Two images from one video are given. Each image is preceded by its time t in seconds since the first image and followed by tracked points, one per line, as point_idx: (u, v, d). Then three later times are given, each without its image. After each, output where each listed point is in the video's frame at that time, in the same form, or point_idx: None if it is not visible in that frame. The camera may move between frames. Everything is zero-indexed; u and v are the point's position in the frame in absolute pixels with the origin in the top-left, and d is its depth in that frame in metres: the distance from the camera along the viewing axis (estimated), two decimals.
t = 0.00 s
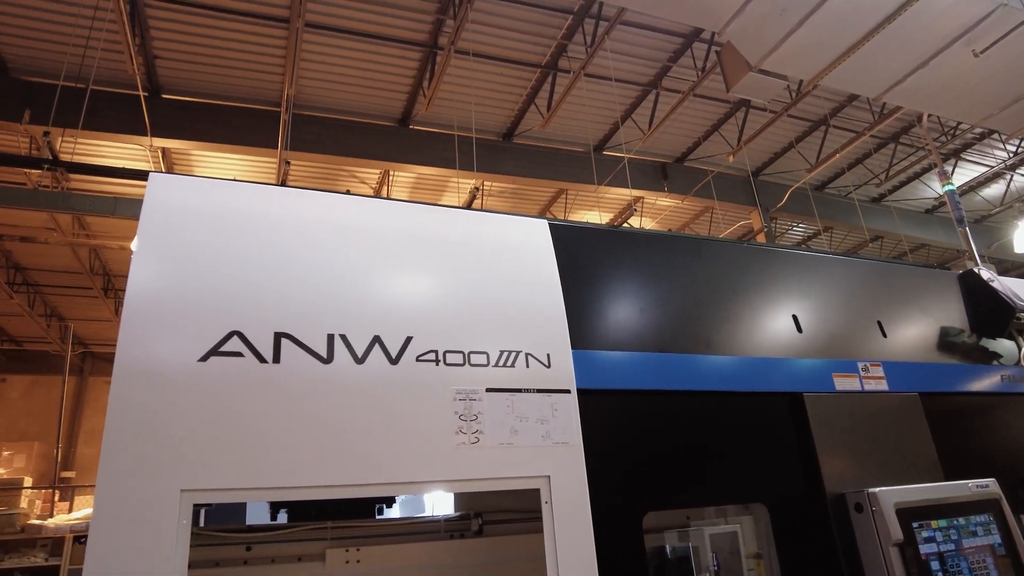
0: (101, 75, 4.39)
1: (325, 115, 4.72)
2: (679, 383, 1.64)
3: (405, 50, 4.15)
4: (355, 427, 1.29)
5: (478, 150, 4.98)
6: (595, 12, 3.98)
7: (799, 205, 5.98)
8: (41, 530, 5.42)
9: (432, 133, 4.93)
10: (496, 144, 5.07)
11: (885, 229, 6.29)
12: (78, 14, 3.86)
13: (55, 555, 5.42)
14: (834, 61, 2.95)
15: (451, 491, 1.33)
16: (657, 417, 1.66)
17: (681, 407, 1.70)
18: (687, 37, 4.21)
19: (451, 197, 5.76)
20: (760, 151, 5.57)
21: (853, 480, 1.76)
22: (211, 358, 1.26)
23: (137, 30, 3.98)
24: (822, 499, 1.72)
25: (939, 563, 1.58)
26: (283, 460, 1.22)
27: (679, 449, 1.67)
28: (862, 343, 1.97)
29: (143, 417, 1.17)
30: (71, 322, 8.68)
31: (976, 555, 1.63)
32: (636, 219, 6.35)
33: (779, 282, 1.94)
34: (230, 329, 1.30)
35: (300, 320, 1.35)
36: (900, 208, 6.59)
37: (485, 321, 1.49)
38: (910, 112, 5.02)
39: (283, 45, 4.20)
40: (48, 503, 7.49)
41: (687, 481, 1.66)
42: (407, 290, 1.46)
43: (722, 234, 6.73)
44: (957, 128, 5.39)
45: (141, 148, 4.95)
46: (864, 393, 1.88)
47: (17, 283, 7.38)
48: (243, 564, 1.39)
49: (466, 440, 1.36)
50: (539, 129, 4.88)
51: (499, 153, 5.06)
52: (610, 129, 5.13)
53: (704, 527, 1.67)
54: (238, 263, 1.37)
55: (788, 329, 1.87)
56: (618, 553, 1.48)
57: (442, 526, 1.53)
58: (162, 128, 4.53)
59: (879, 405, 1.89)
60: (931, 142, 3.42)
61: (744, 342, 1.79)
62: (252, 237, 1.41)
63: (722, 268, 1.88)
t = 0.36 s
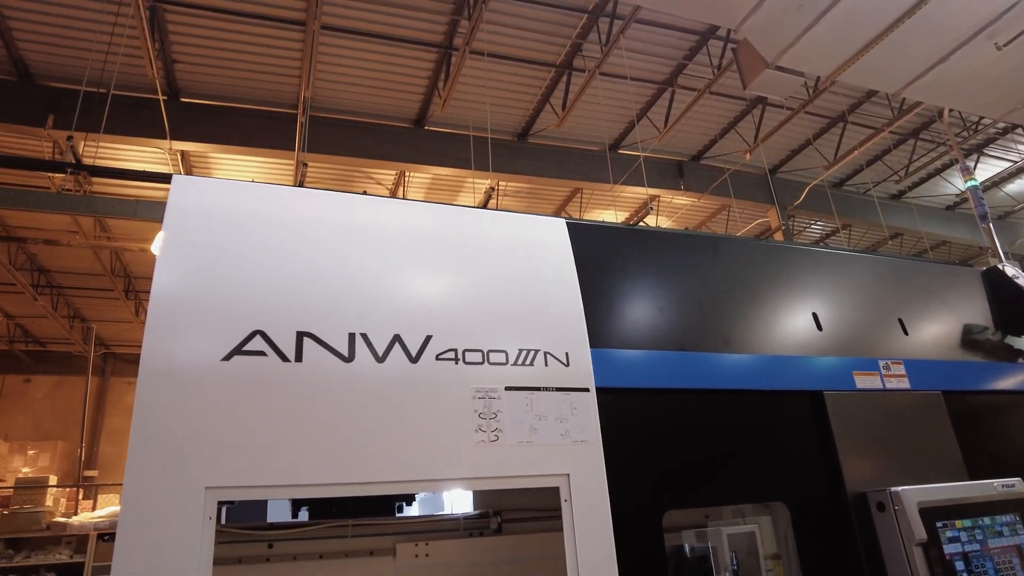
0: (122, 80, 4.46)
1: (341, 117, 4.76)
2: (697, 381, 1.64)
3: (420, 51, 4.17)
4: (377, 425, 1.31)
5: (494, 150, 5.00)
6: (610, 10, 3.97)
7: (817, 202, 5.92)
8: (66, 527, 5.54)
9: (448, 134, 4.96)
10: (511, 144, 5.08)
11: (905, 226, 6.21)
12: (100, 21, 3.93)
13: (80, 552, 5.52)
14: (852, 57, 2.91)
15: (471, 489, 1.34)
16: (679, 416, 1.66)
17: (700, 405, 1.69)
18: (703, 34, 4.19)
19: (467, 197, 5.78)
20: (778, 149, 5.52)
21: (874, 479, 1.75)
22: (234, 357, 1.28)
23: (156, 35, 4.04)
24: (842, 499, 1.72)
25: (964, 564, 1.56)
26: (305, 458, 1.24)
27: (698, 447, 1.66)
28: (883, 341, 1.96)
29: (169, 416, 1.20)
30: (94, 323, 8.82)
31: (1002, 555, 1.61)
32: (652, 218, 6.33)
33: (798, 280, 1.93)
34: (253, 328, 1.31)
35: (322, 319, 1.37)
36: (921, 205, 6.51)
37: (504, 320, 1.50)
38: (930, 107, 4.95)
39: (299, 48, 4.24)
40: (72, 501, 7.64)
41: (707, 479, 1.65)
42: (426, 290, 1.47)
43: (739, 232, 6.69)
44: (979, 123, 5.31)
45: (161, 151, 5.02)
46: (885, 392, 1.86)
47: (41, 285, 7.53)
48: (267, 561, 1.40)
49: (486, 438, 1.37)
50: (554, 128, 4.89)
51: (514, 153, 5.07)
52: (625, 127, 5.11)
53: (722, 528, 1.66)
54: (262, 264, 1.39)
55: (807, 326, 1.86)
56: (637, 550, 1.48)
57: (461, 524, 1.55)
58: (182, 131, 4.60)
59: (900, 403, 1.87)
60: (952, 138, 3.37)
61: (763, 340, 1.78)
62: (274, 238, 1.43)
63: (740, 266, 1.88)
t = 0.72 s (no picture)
0: (136, 82, 4.51)
1: (353, 117, 4.79)
2: (711, 377, 1.63)
3: (431, 50, 4.18)
4: (390, 420, 1.31)
5: (505, 149, 5.00)
6: (621, 8, 3.96)
7: (830, 199, 5.87)
8: (83, 524, 5.61)
9: (459, 133, 4.97)
10: (522, 143, 5.08)
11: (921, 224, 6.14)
12: (115, 24, 3.97)
13: (97, 549, 5.59)
14: (867, 51, 2.88)
15: (483, 485, 1.34)
16: (692, 414, 1.65)
17: (714, 402, 1.68)
18: (715, 31, 4.17)
19: (479, 196, 5.78)
20: (791, 146, 5.48)
21: (891, 477, 1.73)
22: (249, 353, 1.29)
23: (170, 37, 4.09)
24: (858, 497, 1.69)
25: (983, 563, 1.53)
26: (319, 455, 1.25)
27: (712, 444, 1.65)
28: (899, 338, 1.94)
29: (186, 412, 1.21)
30: (110, 323, 8.92)
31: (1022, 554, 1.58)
32: (664, 217, 6.30)
33: (813, 276, 1.91)
34: (267, 325, 1.32)
35: (336, 315, 1.37)
36: (937, 202, 6.44)
37: (516, 316, 1.50)
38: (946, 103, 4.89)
39: (311, 49, 4.26)
40: (90, 498, 7.75)
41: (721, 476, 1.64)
42: (439, 287, 1.47)
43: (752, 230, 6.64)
44: (997, 118, 5.24)
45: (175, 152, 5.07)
46: (901, 388, 1.84)
47: (58, 286, 7.63)
48: (281, 557, 1.41)
49: (499, 434, 1.37)
50: (565, 127, 4.88)
51: (526, 152, 5.07)
52: (637, 125, 5.09)
53: (735, 528, 1.64)
54: (276, 262, 1.39)
55: (822, 323, 1.85)
56: (650, 545, 1.48)
57: (474, 520, 1.55)
58: (195, 132, 4.64)
59: (917, 400, 1.85)
60: (969, 132, 3.33)
61: (778, 336, 1.77)
62: (288, 235, 1.44)
63: (754, 262, 1.86)
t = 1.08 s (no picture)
0: (147, 80, 4.54)
1: (362, 114, 4.80)
2: (721, 370, 1.62)
3: (439, 47, 4.18)
4: (400, 411, 1.31)
5: (514, 146, 4.99)
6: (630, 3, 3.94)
7: (841, 194, 5.83)
8: (96, 519, 5.66)
9: (467, 129, 4.97)
10: (531, 139, 5.07)
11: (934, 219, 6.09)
12: (126, 22, 4.00)
13: (110, 543, 5.64)
14: (879, 44, 2.85)
15: (492, 476, 1.33)
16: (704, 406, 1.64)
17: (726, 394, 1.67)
18: (724, 26, 4.15)
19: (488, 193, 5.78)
20: (802, 141, 5.44)
21: (906, 470, 1.71)
22: (259, 344, 1.29)
23: (180, 36, 4.11)
24: (871, 491, 1.67)
25: (1000, 557, 1.51)
26: (327, 447, 1.24)
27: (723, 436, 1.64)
28: (914, 331, 1.92)
29: (195, 401, 1.21)
30: (122, 321, 8.99)
31: None
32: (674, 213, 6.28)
33: (825, 268, 1.90)
34: (277, 316, 1.32)
35: (346, 307, 1.37)
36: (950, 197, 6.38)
37: (527, 309, 1.49)
38: (958, 97, 4.85)
39: (320, 46, 4.28)
40: (103, 494, 7.81)
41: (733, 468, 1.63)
42: (448, 279, 1.47)
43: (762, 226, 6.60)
44: (1011, 112, 5.18)
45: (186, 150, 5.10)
46: (915, 381, 1.83)
47: (71, 284, 7.69)
48: (292, 549, 1.40)
49: (509, 425, 1.36)
50: (574, 123, 4.87)
51: (534, 148, 5.07)
52: (646, 121, 5.08)
53: (744, 525, 1.63)
54: (286, 252, 1.39)
55: (835, 315, 1.83)
56: (660, 536, 1.47)
57: (485, 512, 1.55)
58: (205, 130, 4.67)
59: (932, 393, 1.83)
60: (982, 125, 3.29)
61: (789, 328, 1.75)
62: (299, 227, 1.44)
63: (765, 253, 1.85)
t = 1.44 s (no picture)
0: (153, 72, 4.55)
1: (368, 106, 4.79)
2: (731, 356, 1.62)
3: (445, 37, 4.17)
4: (409, 396, 1.30)
5: (521, 137, 4.98)
6: None
7: (849, 185, 5.79)
8: (107, 509, 5.70)
9: (474, 120, 4.95)
10: (537, 130, 5.05)
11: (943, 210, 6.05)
12: (132, 15, 4.00)
13: (121, 533, 5.69)
14: (889, 32, 2.82)
15: (500, 461, 1.33)
16: (713, 393, 1.63)
17: (736, 380, 1.66)
18: (732, 15, 4.12)
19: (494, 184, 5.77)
20: (810, 131, 5.40)
21: (918, 457, 1.71)
22: (267, 328, 1.29)
23: (186, 28, 4.11)
24: (883, 477, 1.68)
25: (1014, 544, 1.50)
26: (337, 431, 1.24)
27: (733, 423, 1.63)
28: (926, 318, 1.90)
29: (204, 385, 1.21)
30: (130, 313, 9.04)
31: None
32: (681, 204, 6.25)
33: (836, 255, 1.88)
34: (285, 301, 1.32)
35: (354, 292, 1.37)
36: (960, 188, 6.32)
37: (536, 294, 1.48)
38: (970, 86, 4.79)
39: (326, 37, 4.27)
40: (112, 484, 7.87)
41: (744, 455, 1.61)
42: (457, 265, 1.46)
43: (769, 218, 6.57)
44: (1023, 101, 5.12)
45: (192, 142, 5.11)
46: (928, 368, 1.81)
47: (79, 276, 7.73)
48: (300, 535, 1.41)
49: (518, 410, 1.36)
50: (581, 113, 4.85)
51: (541, 139, 5.05)
52: (653, 111, 5.05)
53: (752, 516, 1.60)
54: (294, 238, 1.39)
55: (846, 302, 1.82)
56: (670, 523, 1.46)
57: (493, 500, 1.54)
58: (212, 122, 4.67)
59: (945, 380, 1.82)
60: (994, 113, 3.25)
61: (799, 315, 1.74)
62: (307, 212, 1.43)
63: (776, 240, 1.83)
